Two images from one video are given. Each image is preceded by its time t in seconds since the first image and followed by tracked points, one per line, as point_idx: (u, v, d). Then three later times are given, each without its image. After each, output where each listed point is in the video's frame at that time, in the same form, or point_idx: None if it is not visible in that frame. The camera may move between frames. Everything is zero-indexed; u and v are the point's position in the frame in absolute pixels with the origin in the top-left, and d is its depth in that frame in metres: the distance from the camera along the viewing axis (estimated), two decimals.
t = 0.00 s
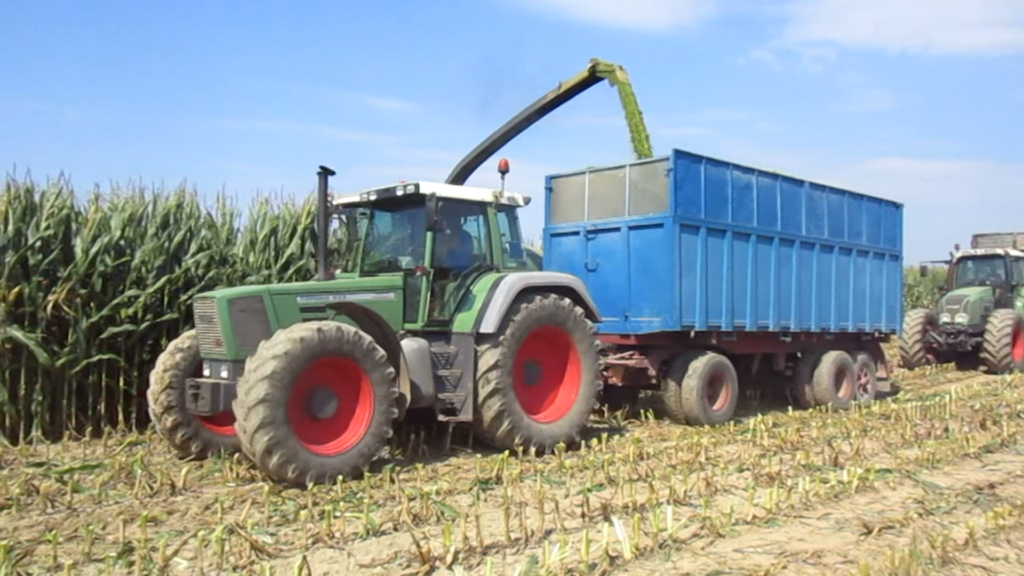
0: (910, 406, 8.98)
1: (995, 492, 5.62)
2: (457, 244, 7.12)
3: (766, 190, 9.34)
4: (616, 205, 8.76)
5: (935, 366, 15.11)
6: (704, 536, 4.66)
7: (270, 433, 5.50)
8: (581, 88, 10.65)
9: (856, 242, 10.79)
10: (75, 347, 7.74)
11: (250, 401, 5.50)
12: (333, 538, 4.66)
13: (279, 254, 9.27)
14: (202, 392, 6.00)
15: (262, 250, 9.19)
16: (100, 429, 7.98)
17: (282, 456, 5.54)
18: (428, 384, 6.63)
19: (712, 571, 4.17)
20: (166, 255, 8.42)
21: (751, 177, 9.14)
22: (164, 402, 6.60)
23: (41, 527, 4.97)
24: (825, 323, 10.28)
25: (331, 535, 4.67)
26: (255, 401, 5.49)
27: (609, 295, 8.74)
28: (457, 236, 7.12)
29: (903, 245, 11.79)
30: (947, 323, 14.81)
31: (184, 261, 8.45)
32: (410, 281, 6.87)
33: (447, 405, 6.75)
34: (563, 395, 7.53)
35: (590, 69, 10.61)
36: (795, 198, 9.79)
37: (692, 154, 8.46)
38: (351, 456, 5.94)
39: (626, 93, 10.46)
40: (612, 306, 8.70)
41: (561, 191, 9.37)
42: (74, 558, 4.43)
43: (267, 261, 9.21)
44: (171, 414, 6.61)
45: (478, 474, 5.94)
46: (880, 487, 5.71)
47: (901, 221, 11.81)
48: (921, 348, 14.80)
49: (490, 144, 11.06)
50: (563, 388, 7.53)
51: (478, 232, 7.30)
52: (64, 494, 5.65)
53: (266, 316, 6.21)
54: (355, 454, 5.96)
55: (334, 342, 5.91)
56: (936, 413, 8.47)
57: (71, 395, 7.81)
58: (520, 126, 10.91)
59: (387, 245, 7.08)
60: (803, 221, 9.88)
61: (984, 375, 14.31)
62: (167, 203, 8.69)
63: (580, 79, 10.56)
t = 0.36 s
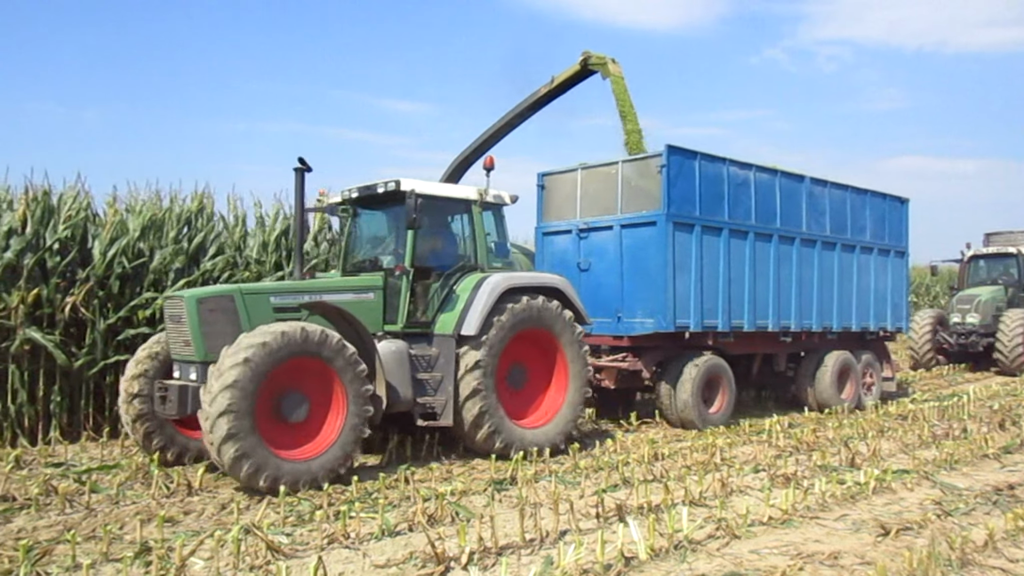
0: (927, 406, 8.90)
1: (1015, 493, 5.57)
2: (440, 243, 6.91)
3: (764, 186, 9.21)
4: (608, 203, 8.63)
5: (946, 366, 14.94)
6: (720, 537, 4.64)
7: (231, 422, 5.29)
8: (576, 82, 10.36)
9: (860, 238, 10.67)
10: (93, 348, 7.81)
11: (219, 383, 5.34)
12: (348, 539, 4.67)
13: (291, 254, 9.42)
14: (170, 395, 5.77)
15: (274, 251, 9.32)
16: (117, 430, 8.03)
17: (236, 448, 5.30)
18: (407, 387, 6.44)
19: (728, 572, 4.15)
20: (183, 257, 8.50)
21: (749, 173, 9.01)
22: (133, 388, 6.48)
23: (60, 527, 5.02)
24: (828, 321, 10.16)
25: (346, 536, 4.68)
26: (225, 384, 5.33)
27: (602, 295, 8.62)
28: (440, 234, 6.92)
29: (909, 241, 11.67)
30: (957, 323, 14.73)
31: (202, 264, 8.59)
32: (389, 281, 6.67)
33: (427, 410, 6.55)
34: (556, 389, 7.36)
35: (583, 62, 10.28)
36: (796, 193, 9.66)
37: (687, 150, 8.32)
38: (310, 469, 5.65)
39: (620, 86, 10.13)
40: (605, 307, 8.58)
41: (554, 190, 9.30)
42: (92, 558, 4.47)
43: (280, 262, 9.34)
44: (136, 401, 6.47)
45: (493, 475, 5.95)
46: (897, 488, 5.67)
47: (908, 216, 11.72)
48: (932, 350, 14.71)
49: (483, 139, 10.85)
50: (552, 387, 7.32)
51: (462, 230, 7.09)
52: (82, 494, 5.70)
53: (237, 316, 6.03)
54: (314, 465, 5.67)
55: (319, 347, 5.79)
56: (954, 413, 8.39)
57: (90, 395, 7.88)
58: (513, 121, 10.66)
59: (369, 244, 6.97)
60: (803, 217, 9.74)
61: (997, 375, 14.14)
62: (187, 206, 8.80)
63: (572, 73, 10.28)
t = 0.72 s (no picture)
0: (947, 408, 8.81)
1: None
2: (424, 242, 6.78)
3: (764, 183, 9.14)
4: (602, 201, 8.60)
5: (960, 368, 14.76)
6: (738, 540, 4.61)
7: (196, 412, 5.16)
8: (570, 78, 10.30)
9: (865, 236, 10.60)
10: (111, 351, 7.86)
11: (195, 370, 5.26)
12: (366, 540, 4.68)
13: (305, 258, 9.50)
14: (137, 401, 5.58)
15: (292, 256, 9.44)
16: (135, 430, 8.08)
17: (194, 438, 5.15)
18: (384, 392, 6.24)
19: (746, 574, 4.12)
20: (200, 260, 8.60)
21: (748, 169, 8.95)
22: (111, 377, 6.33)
23: (80, 528, 5.06)
24: (832, 322, 10.08)
25: (363, 538, 4.69)
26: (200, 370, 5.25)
27: (595, 296, 8.54)
28: (424, 234, 6.79)
29: (916, 241, 11.59)
30: (971, 325, 14.53)
31: (221, 267, 8.70)
32: (369, 282, 6.50)
33: (407, 416, 6.37)
34: (545, 393, 7.14)
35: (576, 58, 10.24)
36: (798, 191, 9.60)
37: (684, 147, 8.27)
38: (264, 480, 5.44)
39: (616, 80, 10.08)
40: (599, 308, 8.52)
41: (547, 188, 9.26)
42: (112, 558, 4.50)
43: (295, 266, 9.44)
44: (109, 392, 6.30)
45: (509, 477, 5.94)
46: (917, 491, 5.61)
47: (914, 213, 11.65)
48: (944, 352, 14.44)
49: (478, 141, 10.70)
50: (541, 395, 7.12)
51: (445, 229, 6.95)
52: (102, 495, 5.74)
53: (207, 319, 5.79)
54: (268, 478, 5.47)
55: (305, 358, 5.70)
56: (974, 415, 8.30)
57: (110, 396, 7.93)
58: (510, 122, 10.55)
59: (350, 244, 6.80)
60: (804, 215, 9.67)
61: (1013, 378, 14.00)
62: (206, 209, 8.87)
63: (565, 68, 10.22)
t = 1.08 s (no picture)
0: (970, 412, 8.72)
1: None
2: (406, 245, 6.68)
3: (763, 184, 9.06)
4: (595, 202, 8.58)
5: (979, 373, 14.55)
6: (758, 546, 4.58)
7: (158, 406, 5.00)
8: (569, 76, 10.27)
9: (870, 238, 10.49)
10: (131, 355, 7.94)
11: (166, 363, 5.14)
12: (385, 545, 4.69)
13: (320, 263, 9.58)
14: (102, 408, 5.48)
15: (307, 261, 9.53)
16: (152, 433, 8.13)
17: (150, 434, 4.97)
18: (360, 399, 6.13)
19: None
20: (219, 266, 8.71)
21: (746, 168, 8.86)
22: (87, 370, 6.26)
23: (102, 532, 5.10)
24: (836, 326, 9.99)
25: (382, 542, 4.70)
26: (171, 363, 5.13)
27: (588, 299, 8.51)
28: (406, 236, 6.67)
29: (925, 242, 11.48)
30: (986, 330, 14.29)
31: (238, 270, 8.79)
32: (347, 285, 6.37)
33: (385, 423, 6.25)
34: (530, 400, 6.99)
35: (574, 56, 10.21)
36: (799, 190, 9.51)
37: (679, 147, 8.20)
38: (218, 490, 5.22)
39: (614, 78, 10.03)
40: (592, 312, 8.48)
41: (541, 189, 9.28)
42: (134, 562, 4.54)
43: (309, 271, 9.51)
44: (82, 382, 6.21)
45: (527, 482, 5.93)
46: (940, 497, 5.55)
47: (923, 214, 11.53)
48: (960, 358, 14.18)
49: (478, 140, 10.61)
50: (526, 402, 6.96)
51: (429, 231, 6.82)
52: (123, 499, 5.78)
53: (175, 323, 5.66)
54: (222, 487, 5.24)
55: (283, 370, 5.55)
56: (998, 420, 8.20)
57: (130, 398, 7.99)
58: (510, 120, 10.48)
59: (332, 246, 6.71)
60: (805, 215, 9.58)
61: None
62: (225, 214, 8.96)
63: (563, 67, 10.19)
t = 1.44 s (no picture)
0: (991, 419, 8.63)
1: None
2: (383, 249, 6.50)
3: (756, 185, 8.99)
4: (582, 205, 8.53)
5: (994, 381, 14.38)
6: (776, 554, 4.55)
7: (111, 407, 4.86)
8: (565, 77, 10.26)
9: (871, 241, 10.40)
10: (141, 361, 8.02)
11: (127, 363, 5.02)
12: (400, 552, 4.69)
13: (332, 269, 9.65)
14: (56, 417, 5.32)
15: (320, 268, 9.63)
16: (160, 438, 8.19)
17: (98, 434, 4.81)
18: (328, 410, 5.95)
19: None
20: (236, 272, 9.00)
21: (739, 169, 8.80)
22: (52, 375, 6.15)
23: (121, 537, 5.12)
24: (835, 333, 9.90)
25: (398, 549, 4.70)
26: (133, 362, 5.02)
27: (574, 304, 8.44)
28: (381, 239, 6.49)
29: (930, 245, 11.37)
30: (1000, 337, 14.03)
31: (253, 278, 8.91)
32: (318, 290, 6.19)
33: (356, 435, 6.08)
34: (511, 410, 6.79)
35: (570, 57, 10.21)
36: (795, 192, 9.43)
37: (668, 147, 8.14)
38: (164, 502, 5.01)
39: (610, 79, 9.99)
40: (578, 318, 8.42)
41: (528, 191, 9.24)
42: (152, 567, 4.56)
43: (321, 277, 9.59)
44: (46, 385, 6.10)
45: (543, 489, 5.91)
46: (961, 504, 5.49)
47: (927, 215, 11.43)
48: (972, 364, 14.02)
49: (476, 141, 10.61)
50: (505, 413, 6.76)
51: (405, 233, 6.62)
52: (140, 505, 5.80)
53: (134, 330, 5.49)
54: (168, 500, 5.03)
55: (250, 387, 5.41)
56: (1019, 427, 8.12)
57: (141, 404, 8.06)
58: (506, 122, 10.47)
59: (304, 249, 6.52)
60: (801, 217, 9.50)
61: None
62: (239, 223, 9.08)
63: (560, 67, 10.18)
